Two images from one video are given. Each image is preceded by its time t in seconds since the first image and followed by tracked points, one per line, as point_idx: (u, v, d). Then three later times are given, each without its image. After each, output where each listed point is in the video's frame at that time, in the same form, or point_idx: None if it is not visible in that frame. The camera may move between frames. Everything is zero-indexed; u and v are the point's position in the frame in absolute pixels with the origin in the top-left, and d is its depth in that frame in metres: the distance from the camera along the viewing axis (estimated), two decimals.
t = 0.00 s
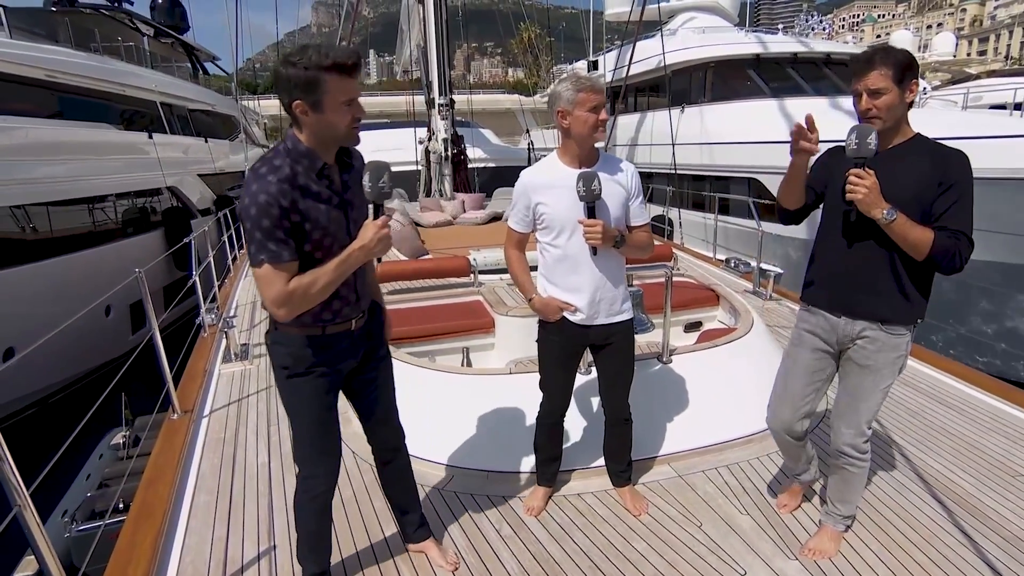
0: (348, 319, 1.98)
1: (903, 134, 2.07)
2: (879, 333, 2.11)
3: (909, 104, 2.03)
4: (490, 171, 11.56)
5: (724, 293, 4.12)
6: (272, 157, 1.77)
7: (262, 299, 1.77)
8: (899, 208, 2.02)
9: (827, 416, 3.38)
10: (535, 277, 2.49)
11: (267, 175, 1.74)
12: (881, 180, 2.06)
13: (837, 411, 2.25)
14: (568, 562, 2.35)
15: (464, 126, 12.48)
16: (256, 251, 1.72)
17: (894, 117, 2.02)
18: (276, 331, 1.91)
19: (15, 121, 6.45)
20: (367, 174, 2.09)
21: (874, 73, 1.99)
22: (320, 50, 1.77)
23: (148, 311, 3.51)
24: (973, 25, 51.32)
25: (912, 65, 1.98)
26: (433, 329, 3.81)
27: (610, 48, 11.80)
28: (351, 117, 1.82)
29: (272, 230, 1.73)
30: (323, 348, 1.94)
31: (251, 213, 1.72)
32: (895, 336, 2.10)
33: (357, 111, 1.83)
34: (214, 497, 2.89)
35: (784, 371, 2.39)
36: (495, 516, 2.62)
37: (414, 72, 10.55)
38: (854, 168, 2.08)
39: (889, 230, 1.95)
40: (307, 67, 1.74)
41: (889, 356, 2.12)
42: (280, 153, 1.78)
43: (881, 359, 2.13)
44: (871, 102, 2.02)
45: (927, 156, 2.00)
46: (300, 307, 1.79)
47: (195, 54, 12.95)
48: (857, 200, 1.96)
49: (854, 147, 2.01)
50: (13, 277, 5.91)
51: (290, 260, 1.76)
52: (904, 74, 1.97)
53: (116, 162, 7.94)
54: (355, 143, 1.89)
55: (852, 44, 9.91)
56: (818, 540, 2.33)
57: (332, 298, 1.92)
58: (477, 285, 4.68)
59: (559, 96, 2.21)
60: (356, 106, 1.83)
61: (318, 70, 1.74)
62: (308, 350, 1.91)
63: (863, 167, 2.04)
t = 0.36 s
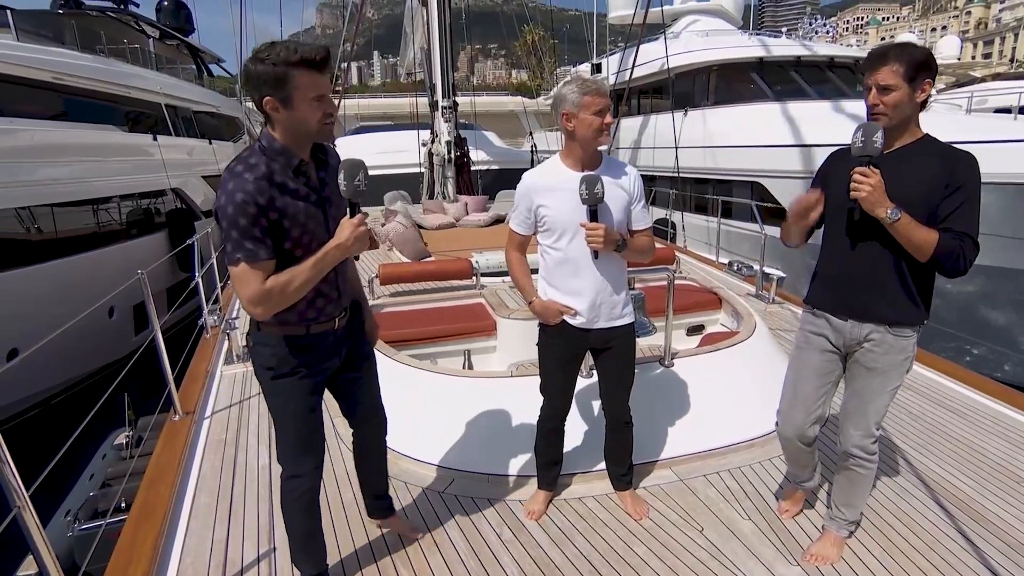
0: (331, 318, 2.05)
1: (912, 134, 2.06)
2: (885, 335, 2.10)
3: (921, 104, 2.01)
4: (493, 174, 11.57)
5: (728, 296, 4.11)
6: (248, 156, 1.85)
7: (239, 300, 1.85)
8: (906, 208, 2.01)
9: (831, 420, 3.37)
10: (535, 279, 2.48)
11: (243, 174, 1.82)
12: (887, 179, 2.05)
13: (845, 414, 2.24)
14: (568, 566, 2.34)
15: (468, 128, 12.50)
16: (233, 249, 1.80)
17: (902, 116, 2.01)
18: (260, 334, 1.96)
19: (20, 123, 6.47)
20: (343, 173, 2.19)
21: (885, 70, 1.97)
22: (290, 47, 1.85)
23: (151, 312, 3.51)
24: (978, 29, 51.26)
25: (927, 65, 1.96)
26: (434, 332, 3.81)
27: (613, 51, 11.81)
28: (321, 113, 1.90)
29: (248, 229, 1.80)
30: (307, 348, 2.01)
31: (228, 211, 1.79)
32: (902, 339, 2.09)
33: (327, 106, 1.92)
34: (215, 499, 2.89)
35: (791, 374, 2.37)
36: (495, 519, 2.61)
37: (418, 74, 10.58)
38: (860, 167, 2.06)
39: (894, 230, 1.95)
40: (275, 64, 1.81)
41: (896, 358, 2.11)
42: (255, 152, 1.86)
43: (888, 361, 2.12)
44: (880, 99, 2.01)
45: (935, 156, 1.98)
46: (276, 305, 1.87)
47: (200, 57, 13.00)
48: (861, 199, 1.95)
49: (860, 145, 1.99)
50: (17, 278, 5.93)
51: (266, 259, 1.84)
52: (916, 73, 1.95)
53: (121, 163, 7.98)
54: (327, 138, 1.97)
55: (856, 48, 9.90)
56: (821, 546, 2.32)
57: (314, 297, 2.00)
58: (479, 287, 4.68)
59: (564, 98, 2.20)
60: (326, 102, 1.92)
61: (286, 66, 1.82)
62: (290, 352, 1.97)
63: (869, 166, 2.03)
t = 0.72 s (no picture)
0: (336, 312, 2.06)
1: (905, 136, 2.03)
2: (881, 333, 2.08)
3: (915, 105, 1.98)
4: (494, 175, 11.54)
5: (726, 298, 4.09)
6: (259, 157, 1.87)
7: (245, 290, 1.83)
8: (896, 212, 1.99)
9: (830, 422, 3.35)
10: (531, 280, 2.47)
11: (253, 173, 1.83)
12: (878, 182, 2.03)
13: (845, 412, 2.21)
14: (564, 572, 2.32)
15: (468, 129, 12.48)
16: (241, 242, 1.80)
17: (894, 117, 1.98)
18: (269, 328, 1.97)
19: (20, 124, 6.48)
20: (345, 175, 1.98)
21: (877, 70, 1.95)
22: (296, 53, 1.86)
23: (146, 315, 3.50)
24: (981, 28, 51.16)
25: (920, 66, 1.94)
26: (433, 333, 3.80)
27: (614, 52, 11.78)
28: (324, 116, 1.90)
29: (257, 223, 1.80)
30: (311, 342, 2.01)
31: (239, 207, 1.79)
32: (897, 336, 2.06)
33: (330, 111, 1.92)
34: (210, 501, 2.87)
35: (788, 376, 2.36)
36: (490, 524, 2.59)
37: (418, 75, 10.57)
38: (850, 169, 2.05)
39: (884, 235, 1.93)
40: (280, 71, 1.83)
41: (894, 356, 2.08)
42: (265, 153, 1.88)
43: (885, 359, 2.09)
44: (872, 100, 1.99)
45: (927, 159, 1.96)
46: (280, 298, 1.86)
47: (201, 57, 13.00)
48: (851, 203, 1.94)
49: (850, 149, 1.98)
50: (17, 278, 5.92)
51: (273, 251, 1.84)
52: (908, 74, 1.93)
53: (122, 164, 7.99)
54: (331, 142, 1.97)
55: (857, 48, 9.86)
56: (817, 551, 2.30)
57: (321, 291, 2.00)
58: (477, 289, 4.67)
59: (557, 99, 2.19)
60: (329, 106, 1.92)
61: (290, 73, 1.83)
62: (296, 344, 1.98)
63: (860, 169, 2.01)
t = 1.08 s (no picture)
0: (343, 306, 2.05)
1: (895, 141, 2.00)
2: (879, 337, 2.05)
3: (905, 110, 1.95)
4: (504, 177, 11.53)
5: (735, 303, 4.06)
6: (278, 155, 1.88)
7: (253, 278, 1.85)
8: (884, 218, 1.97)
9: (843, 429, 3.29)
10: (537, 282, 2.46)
11: (271, 169, 1.85)
12: (868, 187, 2.01)
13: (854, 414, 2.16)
14: None
15: (478, 131, 12.48)
16: (253, 232, 1.83)
17: (884, 122, 1.95)
18: (277, 320, 2.00)
19: (38, 125, 6.57)
20: (353, 176, 2.00)
21: (867, 76, 1.93)
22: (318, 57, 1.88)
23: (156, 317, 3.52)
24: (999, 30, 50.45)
25: (910, 71, 1.91)
26: (440, 335, 3.80)
27: (626, 54, 11.73)
28: (341, 121, 1.91)
29: (271, 215, 1.82)
30: (319, 335, 2.01)
31: (255, 199, 1.82)
32: (895, 340, 2.03)
33: (347, 116, 1.93)
34: (214, 501, 2.89)
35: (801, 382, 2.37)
36: (493, 529, 2.58)
37: (429, 77, 10.59)
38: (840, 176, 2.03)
39: (873, 241, 1.90)
40: (301, 77, 1.87)
41: (893, 358, 2.04)
42: (285, 151, 1.89)
43: (884, 361, 2.05)
44: (862, 105, 1.96)
45: (916, 164, 1.93)
46: (288, 288, 1.87)
47: (216, 60, 13.11)
48: (839, 209, 1.92)
49: (838, 156, 1.95)
50: (33, 278, 6.00)
51: (284, 242, 1.85)
52: (898, 79, 1.90)
53: (138, 165, 8.07)
54: (349, 146, 1.99)
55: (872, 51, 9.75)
56: (825, 561, 2.25)
57: (328, 286, 2.00)
58: (484, 291, 4.66)
59: (561, 101, 2.18)
60: (345, 111, 1.93)
61: (309, 79, 1.86)
62: (299, 343, 1.98)
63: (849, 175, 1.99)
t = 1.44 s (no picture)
0: (342, 306, 2.06)
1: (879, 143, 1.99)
2: (881, 330, 2.04)
3: (886, 113, 1.94)
4: (509, 176, 11.53)
5: (741, 302, 4.06)
6: (264, 155, 1.91)
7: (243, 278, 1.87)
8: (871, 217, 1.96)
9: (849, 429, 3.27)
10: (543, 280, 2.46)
11: (257, 169, 1.87)
12: (853, 190, 2.01)
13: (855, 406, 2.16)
14: None
15: (484, 130, 12.49)
16: (241, 232, 1.84)
17: (867, 126, 1.94)
18: (278, 324, 2.00)
19: (47, 124, 6.62)
20: (342, 174, 1.98)
21: (849, 81, 1.92)
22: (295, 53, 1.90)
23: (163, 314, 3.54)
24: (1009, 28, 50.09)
25: (891, 75, 1.90)
26: (443, 334, 3.81)
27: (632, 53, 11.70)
28: (319, 117, 1.93)
29: (259, 214, 1.84)
30: (320, 334, 2.03)
31: (242, 200, 1.83)
32: (898, 331, 2.02)
33: (327, 111, 1.95)
34: (219, 498, 2.90)
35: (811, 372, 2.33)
36: (496, 527, 2.58)
37: (435, 76, 10.60)
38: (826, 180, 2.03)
39: (862, 240, 1.90)
40: (280, 74, 1.90)
41: (896, 349, 2.03)
42: (270, 152, 1.92)
43: (887, 352, 2.04)
44: (845, 110, 1.95)
45: (899, 164, 1.92)
46: (279, 287, 1.88)
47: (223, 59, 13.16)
48: (826, 211, 1.93)
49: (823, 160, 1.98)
50: (42, 275, 6.04)
51: (272, 242, 1.87)
52: (880, 84, 1.89)
53: (145, 164, 8.12)
54: (332, 141, 2.01)
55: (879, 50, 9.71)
56: (828, 561, 2.25)
57: (326, 284, 2.01)
58: (489, 290, 4.66)
59: (567, 100, 2.18)
60: (326, 107, 1.95)
61: (288, 75, 1.89)
62: (301, 341, 2.00)
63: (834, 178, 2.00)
